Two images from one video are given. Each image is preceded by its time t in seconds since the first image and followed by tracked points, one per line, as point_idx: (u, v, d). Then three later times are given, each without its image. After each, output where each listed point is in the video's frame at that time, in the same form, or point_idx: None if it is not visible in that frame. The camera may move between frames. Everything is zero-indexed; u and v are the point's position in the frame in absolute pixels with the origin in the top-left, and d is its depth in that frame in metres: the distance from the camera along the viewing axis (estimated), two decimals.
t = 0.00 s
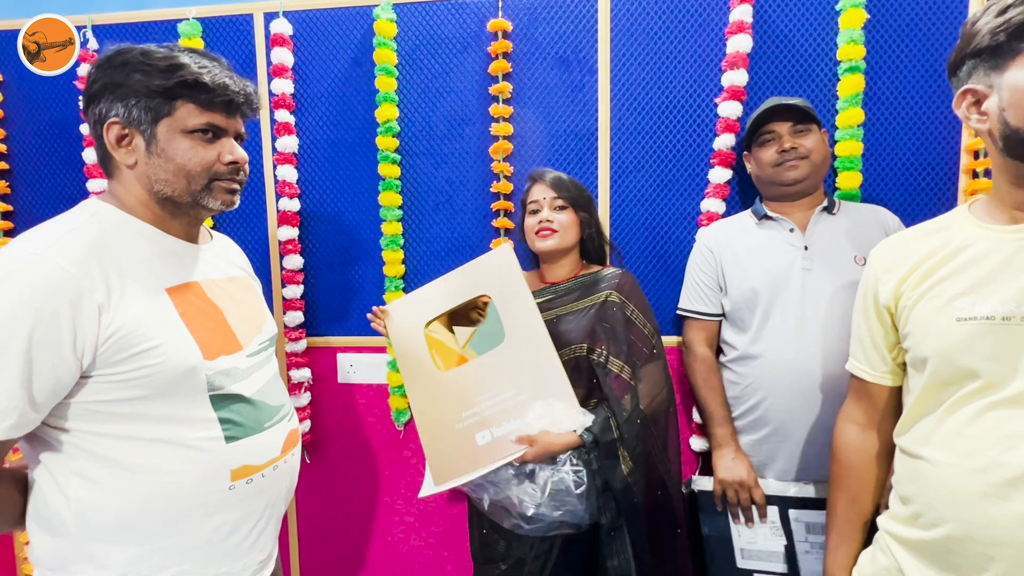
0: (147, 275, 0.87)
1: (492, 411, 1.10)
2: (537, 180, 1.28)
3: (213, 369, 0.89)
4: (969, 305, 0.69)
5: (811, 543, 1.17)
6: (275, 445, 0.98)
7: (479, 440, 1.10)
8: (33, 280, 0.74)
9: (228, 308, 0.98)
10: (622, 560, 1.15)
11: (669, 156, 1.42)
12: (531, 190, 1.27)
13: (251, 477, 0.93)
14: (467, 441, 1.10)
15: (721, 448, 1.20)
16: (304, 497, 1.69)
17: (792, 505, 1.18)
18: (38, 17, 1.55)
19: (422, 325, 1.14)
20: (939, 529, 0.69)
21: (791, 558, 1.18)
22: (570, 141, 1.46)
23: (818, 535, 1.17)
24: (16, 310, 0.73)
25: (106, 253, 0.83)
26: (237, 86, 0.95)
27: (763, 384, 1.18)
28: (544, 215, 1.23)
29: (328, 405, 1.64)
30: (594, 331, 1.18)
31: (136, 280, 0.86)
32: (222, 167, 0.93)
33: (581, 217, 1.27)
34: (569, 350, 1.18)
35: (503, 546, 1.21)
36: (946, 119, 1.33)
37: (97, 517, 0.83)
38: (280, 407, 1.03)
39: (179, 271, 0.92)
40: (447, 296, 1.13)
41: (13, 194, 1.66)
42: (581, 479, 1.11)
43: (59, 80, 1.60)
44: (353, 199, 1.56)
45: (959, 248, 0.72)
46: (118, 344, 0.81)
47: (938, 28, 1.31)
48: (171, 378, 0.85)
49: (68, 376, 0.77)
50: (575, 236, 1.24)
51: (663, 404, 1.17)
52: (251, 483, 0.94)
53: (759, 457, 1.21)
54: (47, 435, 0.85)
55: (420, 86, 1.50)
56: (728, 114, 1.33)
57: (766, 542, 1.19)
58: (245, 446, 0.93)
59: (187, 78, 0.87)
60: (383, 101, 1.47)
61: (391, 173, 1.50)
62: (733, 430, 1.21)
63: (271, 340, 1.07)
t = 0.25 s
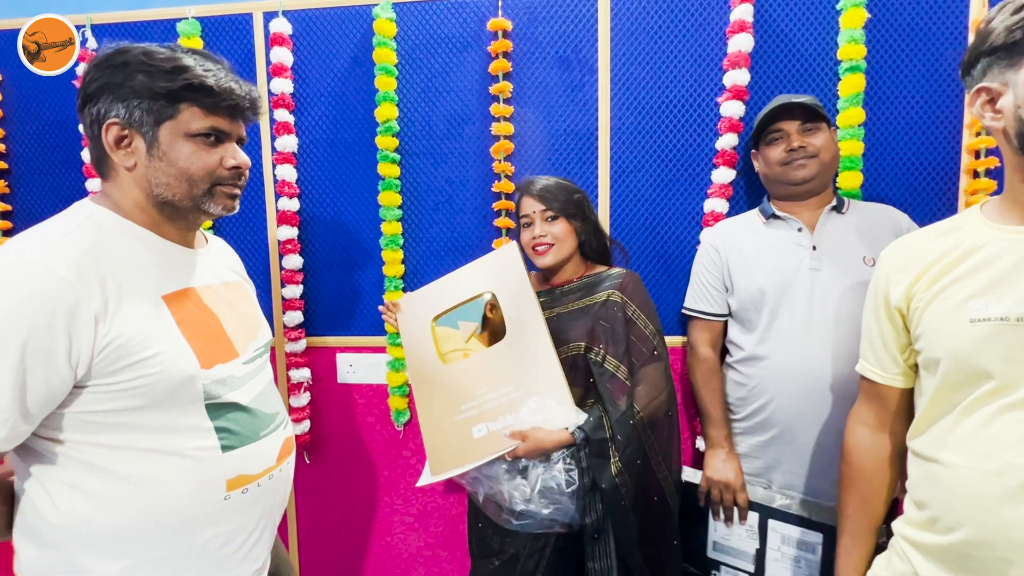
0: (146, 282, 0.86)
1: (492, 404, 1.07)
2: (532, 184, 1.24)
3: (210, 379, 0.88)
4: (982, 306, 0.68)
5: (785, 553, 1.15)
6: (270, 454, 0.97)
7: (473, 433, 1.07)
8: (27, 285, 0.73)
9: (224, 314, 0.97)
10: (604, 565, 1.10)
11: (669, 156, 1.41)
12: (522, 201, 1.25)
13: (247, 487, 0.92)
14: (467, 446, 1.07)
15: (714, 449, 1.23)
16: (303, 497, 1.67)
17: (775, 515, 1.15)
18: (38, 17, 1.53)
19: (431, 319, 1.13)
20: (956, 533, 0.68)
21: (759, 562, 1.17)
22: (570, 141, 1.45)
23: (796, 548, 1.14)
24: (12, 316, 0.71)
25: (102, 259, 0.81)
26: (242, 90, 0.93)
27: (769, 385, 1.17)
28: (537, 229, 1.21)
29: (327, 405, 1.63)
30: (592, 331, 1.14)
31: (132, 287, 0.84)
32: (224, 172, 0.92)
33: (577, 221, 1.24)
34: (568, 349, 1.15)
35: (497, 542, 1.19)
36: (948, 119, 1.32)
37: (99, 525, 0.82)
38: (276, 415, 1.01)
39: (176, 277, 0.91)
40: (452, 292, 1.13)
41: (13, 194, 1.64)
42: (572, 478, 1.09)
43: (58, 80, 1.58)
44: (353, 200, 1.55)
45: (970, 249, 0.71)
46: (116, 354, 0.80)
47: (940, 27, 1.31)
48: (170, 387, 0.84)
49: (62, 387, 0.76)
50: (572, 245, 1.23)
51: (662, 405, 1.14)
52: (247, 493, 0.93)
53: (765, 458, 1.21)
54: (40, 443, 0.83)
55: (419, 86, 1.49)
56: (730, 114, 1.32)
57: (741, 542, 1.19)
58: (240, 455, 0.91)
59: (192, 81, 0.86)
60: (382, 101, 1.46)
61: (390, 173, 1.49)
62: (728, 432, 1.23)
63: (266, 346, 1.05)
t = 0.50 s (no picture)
0: (145, 285, 0.84)
1: (497, 409, 1.05)
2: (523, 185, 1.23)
3: (209, 384, 0.86)
4: (1003, 308, 0.68)
5: (773, 549, 1.15)
6: (270, 457, 0.95)
7: (483, 439, 1.05)
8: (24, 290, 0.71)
9: (221, 316, 0.95)
10: (606, 561, 1.09)
11: (670, 156, 1.41)
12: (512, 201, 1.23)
13: (247, 492, 0.91)
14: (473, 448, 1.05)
15: (712, 445, 1.22)
16: (303, 496, 1.66)
17: (768, 513, 1.15)
18: (38, 17, 1.50)
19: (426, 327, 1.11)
20: (984, 540, 0.68)
21: (747, 556, 1.17)
22: (570, 141, 1.44)
23: (784, 546, 1.14)
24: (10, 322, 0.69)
25: (102, 263, 0.80)
26: (263, 100, 0.94)
27: (774, 385, 1.16)
28: (529, 228, 1.19)
29: (327, 405, 1.61)
30: (591, 326, 1.13)
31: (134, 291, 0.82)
32: (242, 178, 0.93)
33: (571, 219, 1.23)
34: (572, 347, 1.13)
35: (507, 543, 1.17)
36: (949, 119, 1.32)
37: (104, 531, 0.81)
38: (274, 420, 0.99)
39: (176, 282, 0.89)
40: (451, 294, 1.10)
41: (14, 194, 1.62)
42: (585, 475, 1.09)
43: (60, 81, 1.56)
44: (353, 200, 1.53)
45: (990, 251, 0.71)
46: (110, 359, 0.78)
47: (940, 27, 1.31)
48: (168, 392, 0.82)
49: (57, 392, 0.74)
50: (564, 243, 1.21)
51: (666, 396, 1.12)
52: (247, 498, 0.92)
53: (768, 459, 1.20)
54: (36, 450, 0.81)
55: (419, 85, 1.48)
56: (731, 114, 1.32)
57: (730, 536, 1.19)
58: (240, 460, 0.90)
59: (226, 92, 0.86)
60: (383, 101, 1.45)
61: (390, 173, 1.47)
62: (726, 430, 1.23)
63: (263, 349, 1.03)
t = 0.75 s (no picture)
0: (148, 287, 0.83)
1: (504, 421, 1.03)
2: (511, 183, 1.22)
3: (215, 385, 0.86)
4: (1013, 308, 0.68)
5: (767, 551, 1.16)
6: (275, 456, 0.95)
7: (500, 450, 1.02)
8: (27, 293, 0.69)
9: (222, 317, 0.94)
10: (625, 548, 1.08)
11: (670, 156, 1.41)
12: (502, 196, 1.23)
13: (253, 492, 0.91)
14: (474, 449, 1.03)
15: (710, 445, 1.23)
16: (303, 495, 1.65)
17: (763, 516, 1.16)
18: (38, 17, 1.50)
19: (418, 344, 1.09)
20: (995, 542, 0.68)
21: (741, 556, 1.19)
22: (570, 141, 1.44)
23: (778, 548, 1.15)
24: (12, 325, 0.68)
25: (106, 265, 0.79)
26: (268, 104, 0.94)
27: (775, 385, 1.17)
28: (518, 224, 1.18)
29: (327, 405, 1.60)
30: (596, 323, 1.13)
31: (139, 293, 0.82)
32: (247, 181, 0.93)
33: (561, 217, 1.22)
34: (576, 345, 1.12)
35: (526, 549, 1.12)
36: (947, 119, 1.33)
37: (111, 535, 0.80)
38: (278, 419, 0.99)
39: (182, 283, 0.89)
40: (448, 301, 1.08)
41: (14, 193, 1.61)
42: (609, 468, 1.07)
43: (59, 80, 1.55)
44: (352, 200, 1.53)
45: (999, 252, 0.72)
46: (122, 362, 0.77)
47: (939, 27, 1.31)
48: (175, 395, 0.81)
49: (67, 397, 0.73)
50: (553, 238, 1.20)
51: (670, 381, 1.13)
52: (252, 498, 0.91)
53: (770, 457, 1.20)
54: (42, 454, 0.80)
55: (418, 85, 1.47)
56: (731, 114, 1.32)
57: (725, 536, 1.21)
58: (246, 459, 0.90)
59: (236, 96, 0.86)
60: (382, 101, 1.44)
61: (390, 173, 1.47)
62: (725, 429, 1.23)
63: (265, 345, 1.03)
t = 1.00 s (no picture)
0: (158, 287, 0.84)
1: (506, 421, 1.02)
2: (507, 184, 1.23)
3: (225, 380, 0.87)
4: (1013, 305, 0.68)
5: (749, 555, 1.17)
6: (283, 451, 0.96)
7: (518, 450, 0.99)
8: (43, 291, 0.69)
9: (228, 315, 0.95)
10: (643, 539, 1.07)
11: (670, 155, 1.41)
12: (501, 194, 1.23)
13: (263, 485, 0.92)
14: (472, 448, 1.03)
15: (702, 442, 1.25)
16: (304, 494, 1.65)
17: (747, 518, 1.17)
18: (38, 16, 1.50)
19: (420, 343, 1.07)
20: (992, 536, 0.69)
21: (723, 556, 1.21)
22: (570, 141, 1.44)
23: (760, 553, 1.16)
24: (32, 323, 0.68)
25: (118, 263, 0.79)
26: (272, 106, 0.95)
27: (774, 383, 1.17)
28: (519, 221, 1.19)
29: (327, 404, 1.61)
30: (600, 320, 1.14)
31: (149, 291, 0.82)
32: (250, 180, 0.93)
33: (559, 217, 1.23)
34: (584, 342, 1.13)
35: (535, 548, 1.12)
36: (944, 118, 1.33)
37: (116, 533, 0.80)
38: (282, 413, 0.99)
39: (188, 281, 0.90)
40: (452, 301, 1.09)
41: (13, 193, 1.61)
42: (623, 463, 1.09)
43: (60, 80, 1.55)
44: (353, 199, 1.53)
45: (1000, 249, 0.72)
46: (137, 359, 0.77)
47: (936, 27, 1.32)
48: (187, 392, 0.82)
49: (84, 394, 0.73)
50: (553, 237, 1.21)
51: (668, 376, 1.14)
52: (264, 491, 0.92)
53: (770, 455, 1.20)
54: (58, 452, 0.79)
55: (418, 85, 1.47)
56: (731, 113, 1.32)
57: (713, 535, 1.22)
58: (256, 453, 0.91)
59: (242, 97, 0.86)
60: (382, 100, 1.44)
61: (390, 172, 1.47)
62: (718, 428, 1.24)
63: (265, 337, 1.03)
